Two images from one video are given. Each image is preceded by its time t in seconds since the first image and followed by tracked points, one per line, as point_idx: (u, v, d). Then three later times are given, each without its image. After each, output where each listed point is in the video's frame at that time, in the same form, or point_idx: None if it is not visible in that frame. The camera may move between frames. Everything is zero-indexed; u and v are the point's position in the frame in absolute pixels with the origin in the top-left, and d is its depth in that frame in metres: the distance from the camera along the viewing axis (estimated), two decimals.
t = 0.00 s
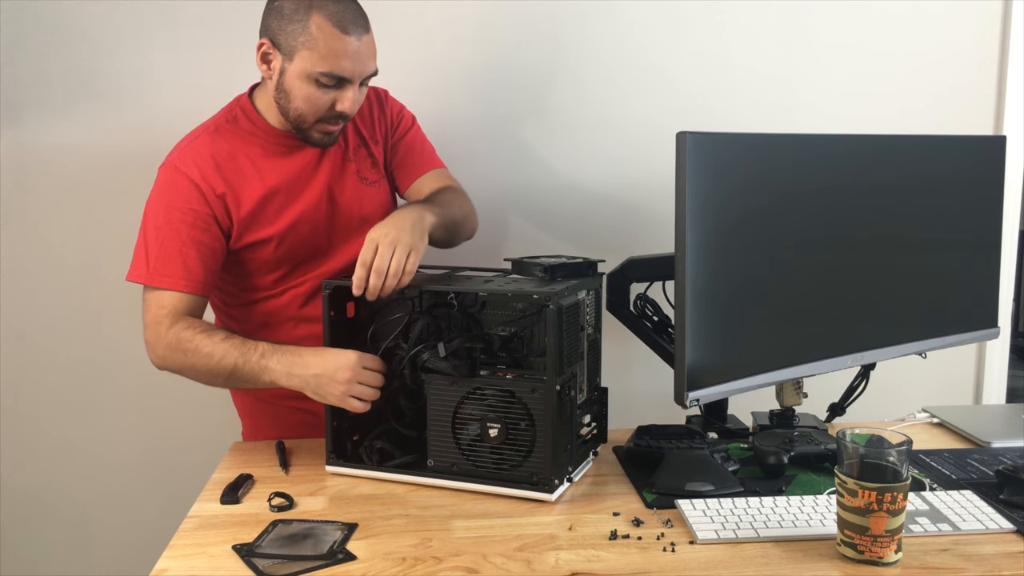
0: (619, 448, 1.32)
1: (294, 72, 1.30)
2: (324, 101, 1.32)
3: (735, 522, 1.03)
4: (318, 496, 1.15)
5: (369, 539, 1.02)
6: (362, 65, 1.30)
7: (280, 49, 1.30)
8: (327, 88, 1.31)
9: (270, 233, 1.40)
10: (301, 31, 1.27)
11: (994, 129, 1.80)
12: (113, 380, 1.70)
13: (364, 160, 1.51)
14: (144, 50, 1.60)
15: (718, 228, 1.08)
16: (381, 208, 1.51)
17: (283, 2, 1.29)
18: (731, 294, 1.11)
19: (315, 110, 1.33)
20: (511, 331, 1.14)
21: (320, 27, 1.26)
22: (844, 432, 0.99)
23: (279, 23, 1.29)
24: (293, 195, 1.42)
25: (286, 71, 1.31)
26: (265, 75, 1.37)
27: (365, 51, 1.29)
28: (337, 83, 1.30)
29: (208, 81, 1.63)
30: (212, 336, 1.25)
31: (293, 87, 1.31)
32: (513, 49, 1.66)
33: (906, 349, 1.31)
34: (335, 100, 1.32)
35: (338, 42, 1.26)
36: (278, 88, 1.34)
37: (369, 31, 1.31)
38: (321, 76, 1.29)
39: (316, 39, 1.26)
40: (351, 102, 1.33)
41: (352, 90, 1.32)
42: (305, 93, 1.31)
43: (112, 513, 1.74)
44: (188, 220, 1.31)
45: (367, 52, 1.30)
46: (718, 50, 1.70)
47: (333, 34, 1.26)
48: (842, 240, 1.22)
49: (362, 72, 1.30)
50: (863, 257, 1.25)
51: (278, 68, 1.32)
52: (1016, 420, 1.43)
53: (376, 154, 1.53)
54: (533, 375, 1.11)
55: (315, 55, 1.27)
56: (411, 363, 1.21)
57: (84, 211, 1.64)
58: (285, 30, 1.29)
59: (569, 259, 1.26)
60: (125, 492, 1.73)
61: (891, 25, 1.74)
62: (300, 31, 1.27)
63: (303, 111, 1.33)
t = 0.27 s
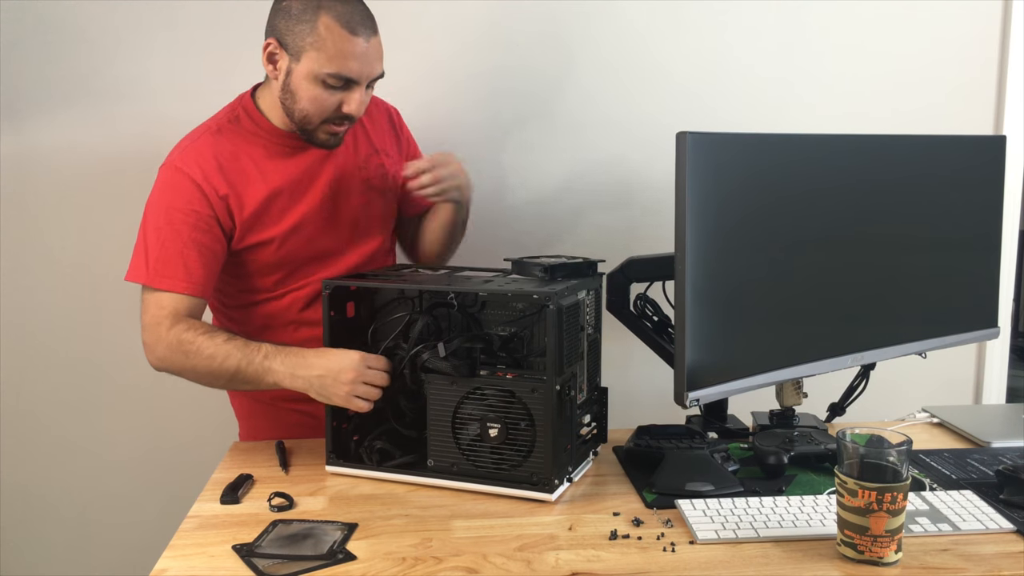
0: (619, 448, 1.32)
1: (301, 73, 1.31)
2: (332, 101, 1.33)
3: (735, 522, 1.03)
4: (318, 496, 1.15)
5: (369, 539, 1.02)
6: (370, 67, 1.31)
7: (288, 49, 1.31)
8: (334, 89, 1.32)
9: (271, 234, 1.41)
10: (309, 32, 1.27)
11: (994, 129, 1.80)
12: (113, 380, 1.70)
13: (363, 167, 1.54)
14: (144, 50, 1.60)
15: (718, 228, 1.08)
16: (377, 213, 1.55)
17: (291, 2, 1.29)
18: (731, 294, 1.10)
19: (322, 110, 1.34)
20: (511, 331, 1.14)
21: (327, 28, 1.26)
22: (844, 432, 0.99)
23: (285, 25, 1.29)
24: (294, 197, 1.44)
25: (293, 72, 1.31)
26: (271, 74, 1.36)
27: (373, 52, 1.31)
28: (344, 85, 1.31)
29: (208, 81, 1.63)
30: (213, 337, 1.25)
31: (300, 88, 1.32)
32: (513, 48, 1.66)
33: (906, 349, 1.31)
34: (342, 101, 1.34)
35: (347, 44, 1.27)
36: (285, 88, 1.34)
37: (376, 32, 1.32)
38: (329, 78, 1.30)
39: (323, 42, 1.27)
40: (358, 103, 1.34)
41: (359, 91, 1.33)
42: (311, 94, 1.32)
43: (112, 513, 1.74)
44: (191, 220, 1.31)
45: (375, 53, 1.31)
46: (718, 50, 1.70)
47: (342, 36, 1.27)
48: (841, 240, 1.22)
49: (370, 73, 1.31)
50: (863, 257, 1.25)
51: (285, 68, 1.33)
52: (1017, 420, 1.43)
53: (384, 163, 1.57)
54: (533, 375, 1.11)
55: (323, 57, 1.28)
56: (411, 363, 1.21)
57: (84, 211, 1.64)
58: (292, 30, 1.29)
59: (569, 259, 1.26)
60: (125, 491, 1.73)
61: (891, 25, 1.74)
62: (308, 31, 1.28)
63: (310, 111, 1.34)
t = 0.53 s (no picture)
0: (619, 448, 1.32)
1: (338, 75, 1.32)
2: (365, 104, 1.35)
3: (735, 522, 1.03)
4: (318, 496, 1.15)
5: (369, 538, 1.02)
6: (405, 72, 1.35)
7: (325, 52, 1.31)
8: (369, 93, 1.34)
9: (283, 232, 1.40)
10: (350, 36, 1.29)
11: (994, 128, 1.80)
12: (112, 380, 1.70)
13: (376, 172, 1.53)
14: (144, 50, 1.60)
15: (718, 228, 1.08)
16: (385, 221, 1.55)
17: (328, 6, 1.30)
18: (731, 294, 1.11)
19: (354, 113, 1.36)
20: (511, 331, 1.14)
21: (368, 33, 1.29)
22: (844, 432, 0.99)
23: (323, 26, 1.30)
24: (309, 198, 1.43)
25: (329, 75, 1.32)
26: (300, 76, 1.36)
27: (407, 58, 1.35)
28: (379, 89, 1.34)
29: (208, 81, 1.63)
30: (220, 324, 1.23)
31: (336, 91, 1.34)
32: (512, 49, 1.66)
33: (906, 349, 1.31)
34: (375, 105, 1.37)
35: (387, 49, 1.31)
36: (316, 90, 1.35)
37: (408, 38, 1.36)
38: (367, 82, 1.32)
39: (365, 45, 1.29)
40: (390, 107, 1.38)
41: (392, 94, 1.37)
42: (347, 96, 1.33)
43: (111, 513, 1.74)
44: (208, 211, 1.27)
45: (408, 59, 1.35)
46: (718, 51, 1.70)
47: (382, 41, 1.30)
48: (841, 241, 1.22)
49: (404, 78, 1.36)
50: (863, 258, 1.25)
51: (319, 71, 1.33)
52: (1017, 420, 1.43)
53: (393, 173, 1.57)
54: (533, 375, 1.11)
55: (363, 61, 1.30)
56: (410, 363, 1.21)
57: (84, 211, 1.64)
58: (331, 33, 1.30)
59: (569, 259, 1.26)
60: (124, 491, 1.73)
61: (891, 25, 1.74)
62: (347, 35, 1.29)
63: (342, 113, 1.36)
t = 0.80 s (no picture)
0: (619, 448, 1.32)
1: (402, 84, 1.35)
2: (419, 115, 1.39)
3: (735, 522, 1.03)
4: (318, 496, 1.15)
5: (369, 538, 1.02)
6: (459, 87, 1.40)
7: (390, 60, 1.35)
8: (425, 104, 1.38)
9: (298, 225, 1.40)
10: (417, 48, 1.34)
11: (994, 129, 1.80)
12: (112, 381, 1.70)
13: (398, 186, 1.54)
14: (144, 51, 1.60)
15: (718, 228, 1.08)
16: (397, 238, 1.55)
17: (397, 18, 1.35)
18: (731, 295, 1.11)
19: (408, 122, 1.39)
20: (511, 331, 1.14)
21: (434, 48, 1.34)
22: (844, 432, 0.99)
23: (394, 37, 1.34)
24: (331, 198, 1.43)
25: (391, 83, 1.35)
26: (358, 83, 1.38)
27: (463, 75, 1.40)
28: (434, 102, 1.38)
29: (208, 81, 1.63)
30: (218, 297, 1.21)
31: (394, 99, 1.36)
32: (511, 50, 1.66)
33: (905, 349, 1.31)
34: (428, 117, 1.40)
35: (450, 64, 1.36)
36: (374, 96, 1.37)
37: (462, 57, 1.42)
38: (426, 92, 1.36)
39: (431, 58, 1.34)
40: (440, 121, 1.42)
41: (444, 108, 1.41)
42: (405, 105, 1.36)
43: (111, 513, 1.74)
44: (234, 185, 1.28)
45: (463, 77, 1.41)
46: (718, 52, 1.70)
47: (446, 57, 1.36)
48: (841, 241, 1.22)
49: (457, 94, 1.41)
50: (863, 258, 1.25)
51: (381, 78, 1.36)
52: (1017, 420, 1.43)
53: (411, 195, 1.58)
54: (533, 375, 1.11)
55: (427, 73, 1.35)
56: (410, 363, 1.21)
57: (84, 212, 1.64)
58: (398, 43, 1.34)
59: (569, 259, 1.26)
60: (124, 492, 1.73)
61: (891, 26, 1.74)
62: (415, 47, 1.34)
63: (397, 122, 1.38)
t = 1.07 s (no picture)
0: (619, 448, 1.32)
1: (407, 76, 1.35)
2: (425, 110, 1.37)
3: (735, 522, 1.03)
4: (318, 496, 1.15)
5: (369, 538, 1.02)
6: (467, 84, 1.38)
7: (397, 53, 1.35)
8: (430, 99, 1.37)
9: (310, 221, 1.40)
10: (423, 42, 1.34)
11: (994, 129, 1.80)
12: (112, 381, 1.70)
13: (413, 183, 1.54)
14: (143, 52, 1.60)
15: (718, 228, 1.08)
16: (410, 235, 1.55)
17: (406, 12, 1.35)
18: (731, 295, 1.11)
19: (413, 116, 1.38)
20: (511, 331, 1.14)
21: (441, 42, 1.33)
22: (843, 432, 0.99)
23: (400, 29, 1.35)
24: (343, 195, 1.43)
25: (397, 75, 1.36)
26: (368, 76, 1.40)
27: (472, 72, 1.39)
28: (440, 97, 1.37)
29: (208, 81, 1.63)
30: (224, 289, 1.22)
31: (400, 92, 1.36)
32: (510, 50, 1.66)
33: (905, 349, 1.31)
34: (434, 112, 1.39)
35: (456, 59, 1.35)
36: (381, 89, 1.38)
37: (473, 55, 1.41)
38: (431, 87, 1.35)
39: (436, 52, 1.34)
40: (447, 117, 1.40)
41: (451, 105, 1.39)
42: (410, 97, 1.36)
43: (111, 513, 1.74)
44: (245, 180, 1.28)
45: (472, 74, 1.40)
46: (718, 52, 1.70)
47: (452, 51, 1.35)
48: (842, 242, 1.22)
49: (465, 91, 1.39)
50: (863, 258, 1.25)
51: (388, 71, 1.36)
52: (1017, 420, 1.43)
53: (427, 192, 1.57)
54: (533, 375, 1.11)
55: (431, 66, 1.34)
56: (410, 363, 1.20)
57: (84, 212, 1.64)
58: (405, 37, 1.34)
59: (569, 259, 1.26)
60: (124, 492, 1.73)
61: (891, 27, 1.74)
62: (421, 41, 1.34)
63: (402, 115, 1.38)
